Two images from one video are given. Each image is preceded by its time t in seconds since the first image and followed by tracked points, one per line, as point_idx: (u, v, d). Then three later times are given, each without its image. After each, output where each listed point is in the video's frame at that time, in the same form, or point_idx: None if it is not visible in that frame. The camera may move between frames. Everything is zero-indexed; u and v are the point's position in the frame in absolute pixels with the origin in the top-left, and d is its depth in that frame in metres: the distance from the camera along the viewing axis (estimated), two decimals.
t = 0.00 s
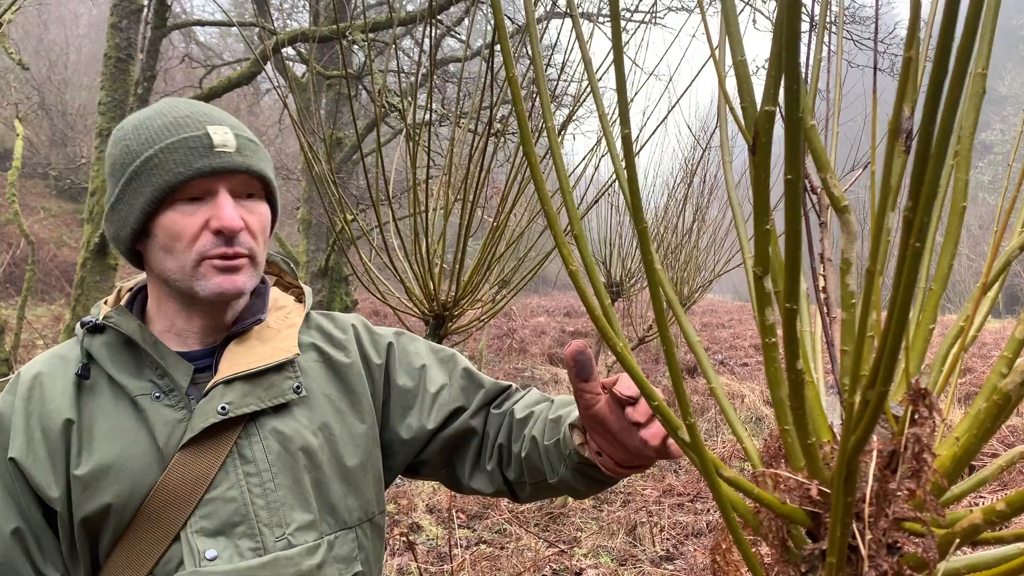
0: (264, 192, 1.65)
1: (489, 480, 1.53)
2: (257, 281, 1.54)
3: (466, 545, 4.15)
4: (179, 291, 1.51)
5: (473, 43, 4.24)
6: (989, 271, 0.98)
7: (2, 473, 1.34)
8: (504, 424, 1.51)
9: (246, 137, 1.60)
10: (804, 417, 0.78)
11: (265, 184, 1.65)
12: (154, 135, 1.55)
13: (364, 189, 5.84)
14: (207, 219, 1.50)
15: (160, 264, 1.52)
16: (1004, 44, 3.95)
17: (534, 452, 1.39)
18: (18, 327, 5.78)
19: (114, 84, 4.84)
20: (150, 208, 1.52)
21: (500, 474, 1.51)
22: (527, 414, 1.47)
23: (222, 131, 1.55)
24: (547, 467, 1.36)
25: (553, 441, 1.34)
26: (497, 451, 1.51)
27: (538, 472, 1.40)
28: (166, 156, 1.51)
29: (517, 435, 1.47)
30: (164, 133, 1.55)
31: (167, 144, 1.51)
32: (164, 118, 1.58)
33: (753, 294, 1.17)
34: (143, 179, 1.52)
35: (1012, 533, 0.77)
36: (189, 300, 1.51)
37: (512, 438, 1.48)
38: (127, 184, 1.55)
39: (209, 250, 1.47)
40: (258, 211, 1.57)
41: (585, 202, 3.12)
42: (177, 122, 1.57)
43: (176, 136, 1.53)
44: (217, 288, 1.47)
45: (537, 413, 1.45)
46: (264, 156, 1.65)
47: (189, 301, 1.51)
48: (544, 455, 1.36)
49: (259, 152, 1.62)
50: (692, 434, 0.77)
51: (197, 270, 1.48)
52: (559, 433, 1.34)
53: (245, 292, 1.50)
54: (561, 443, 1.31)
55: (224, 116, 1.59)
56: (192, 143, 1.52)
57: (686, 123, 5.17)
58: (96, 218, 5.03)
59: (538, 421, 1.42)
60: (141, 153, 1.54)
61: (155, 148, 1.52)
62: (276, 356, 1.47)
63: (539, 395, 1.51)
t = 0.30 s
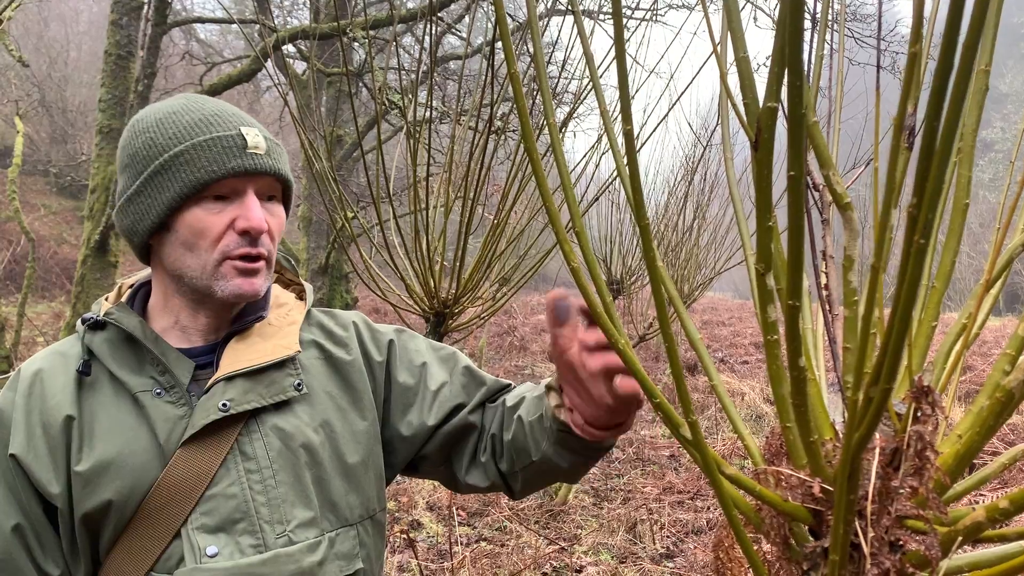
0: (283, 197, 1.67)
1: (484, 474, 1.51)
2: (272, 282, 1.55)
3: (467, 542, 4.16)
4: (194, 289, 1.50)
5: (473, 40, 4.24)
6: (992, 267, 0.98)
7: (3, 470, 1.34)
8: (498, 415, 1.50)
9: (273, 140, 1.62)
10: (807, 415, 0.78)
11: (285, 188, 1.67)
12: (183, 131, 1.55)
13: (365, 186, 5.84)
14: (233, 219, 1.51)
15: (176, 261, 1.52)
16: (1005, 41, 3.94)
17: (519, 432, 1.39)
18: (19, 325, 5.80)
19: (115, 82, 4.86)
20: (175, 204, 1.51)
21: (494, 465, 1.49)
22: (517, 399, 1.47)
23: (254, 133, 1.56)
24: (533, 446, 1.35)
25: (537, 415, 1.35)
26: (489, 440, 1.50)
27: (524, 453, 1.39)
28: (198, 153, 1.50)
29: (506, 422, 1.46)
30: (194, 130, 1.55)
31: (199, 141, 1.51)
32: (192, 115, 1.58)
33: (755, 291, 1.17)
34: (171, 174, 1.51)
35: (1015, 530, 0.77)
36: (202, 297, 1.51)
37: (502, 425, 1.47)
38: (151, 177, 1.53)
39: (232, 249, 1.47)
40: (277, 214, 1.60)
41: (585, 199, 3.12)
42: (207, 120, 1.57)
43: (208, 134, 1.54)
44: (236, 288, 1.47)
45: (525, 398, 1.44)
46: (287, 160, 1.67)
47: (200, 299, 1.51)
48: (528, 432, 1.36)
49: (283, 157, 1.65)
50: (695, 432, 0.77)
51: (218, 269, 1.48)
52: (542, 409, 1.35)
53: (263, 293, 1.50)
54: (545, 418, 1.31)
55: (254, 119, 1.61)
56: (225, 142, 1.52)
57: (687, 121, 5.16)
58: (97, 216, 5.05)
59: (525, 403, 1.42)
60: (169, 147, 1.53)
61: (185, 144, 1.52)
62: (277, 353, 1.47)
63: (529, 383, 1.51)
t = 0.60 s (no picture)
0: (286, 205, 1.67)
1: (475, 484, 1.50)
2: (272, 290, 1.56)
3: (467, 540, 4.17)
4: (194, 293, 1.51)
5: (474, 38, 4.24)
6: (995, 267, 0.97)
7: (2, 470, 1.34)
8: (502, 434, 1.49)
9: (279, 150, 1.62)
10: (809, 415, 0.78)
11: (288, 197, 1.67)
12: (190, 136, 1.53)
13: (366, 184, 5.84)
14: (237, 227, 1.50)
15: (177, 264, 1.52)
16: (1006, 40, 3.94)
17: (532, 462, 1.38)
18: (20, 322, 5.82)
19: (115, 80, 4.88)
20: (178, 209, 1.50)
21: (489, 481, 1.48)
22: (531, 426, 1.44)
23: (261, 143, 1.56)
24: (541, 480, 1.35)
25: (558, 452, 1.33)
26: (491, 459, 1.48)
27: (531, 481, 1.39)
28: (205, 160, 1.49)
29: (515, 446, 1.46)
30: (202, 136, 1.54)
31: (207, 148, 1.50)
32: (199, 120, 1.56)
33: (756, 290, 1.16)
34: (177, 179, 1.50)
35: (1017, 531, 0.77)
36: (201, 301, 1.51)
37: (510, 447, 1.46)
38: (155, 181, 1.52)
39: (234, 257, 1.48)
40: (280, 223, 1.60)
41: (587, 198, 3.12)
42: (215, 126, 1.56)
43: (215, 142, 1.52)
44: (237, 296, 1.47)
45: (541, 425, 1.43)
46: (292, 169, 1.67)
47: (200, 302, 1.52)
48: (544, 466, 1.35)
49: (289, 166, 1.65)
50: (697, 431, 0.77)
51: (219, 275, 1.48)
52: (564, 446, 1.33)
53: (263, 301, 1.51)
54: (563, 455, 1.31)
55: (263, 126, 1.60)
56: (232, 151, 1.51)
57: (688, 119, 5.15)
58: (98, 214, 5.06)
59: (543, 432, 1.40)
60: (175, 152, 1.52)
61: (193, 150, 1.50)
62: (276, 352, 1.47)
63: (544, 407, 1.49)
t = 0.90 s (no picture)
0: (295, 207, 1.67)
1: (448, 510, 1.46)
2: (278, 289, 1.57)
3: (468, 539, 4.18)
4: (199, 290, 1.51)
5: (474, 38, 4.23)
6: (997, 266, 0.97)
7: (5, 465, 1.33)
8: (489, 469, 1.42)
9: (291, 151, 1.62)
10: (811, 413, 0.78)
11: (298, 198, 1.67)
12: (205, 135, 1.53)
13: (366, 183, 5.85)
14: (247, 227, 1.51)
15: (185, 261, 1.52)
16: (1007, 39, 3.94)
17: (529, 533, 1.31)
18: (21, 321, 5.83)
19: (116, 79, 4.91)
20: (190, 206, 1.50)
21: (467, 516, 1.43)
22: (531, 488, 1.35)
23: (274, 144, 1.56)
24: (537, 559, 1.28)
25: (563, 544, 1.23)
26: (474, 499, 1.42)
27: (523, 544, 1.33)
28: (220, 159, 1.49)
29: (508, 498, 1.38)
30: (216, 135, 1.53)
31: (221, 147, 1.50)
32: (213, 118, 1.55)
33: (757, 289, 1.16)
34: (190, 176, 1.49)
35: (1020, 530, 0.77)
36: (206, 299, 1.52)
37: (502, 498, 1.39)
38: (168, 177, 1.51)
39: (242, 256, 1.48)
40: (289, 224, 1.61)
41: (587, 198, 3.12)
42: (229, 126, 1.56)
43: (229, 141, 1.52)
44: (243, 294, 1.48)
45: (542, 489, 1.34)
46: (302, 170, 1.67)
47: (207, 300, 1.52)
48: (541, 544, 1.27)
49: (300, 169, 1.65)
50: (699, 430, 0.77)
51: (226, 274, 1.49)
52: (572, 539, 1.23)
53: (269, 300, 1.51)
54: (568, 550, 1.22)
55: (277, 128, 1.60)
56: (246, 151, 1.51)
57: (688, 119, 5.15)
58: (98, 213, 5.07)
59: (546, 505, 1.30)
60: (189, 150, 1.51)
61: (208, 149, 1.50)
62: (281, 351, 1.47)
63: (549, 466, 1.40)
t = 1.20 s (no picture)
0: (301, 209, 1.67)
1: (458, 507, 1.44)
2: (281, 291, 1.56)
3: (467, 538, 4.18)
4: (202, 290, 1.51)
5: (473, 36, 4.22)
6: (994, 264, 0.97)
7: (5, 460, 1.34)
8: (497, 461, 1.42)
9: (302, 155, 1.62)
10: (809, 412, 0.78)
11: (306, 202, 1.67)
12: (217, 134, 1.53)
13: (365, 182, 5.86)
14: (253, 228, 1.51)
15: (189, 260, 1.52)
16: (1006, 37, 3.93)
17: (528, 515, 1.31)
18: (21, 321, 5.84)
19: (116, 78, 4.90)
20: (197, 205, 1.50)
21: (475, 509, 1.42)
22: (537, 477, 1.34)
23: (286, 147, 1.56)
24: (534, 535, 1.28)
25: (556, 513, 1.24)
26: (481, 489, 1.42)
27: (524, 530, 1.32)
28: (230, 160, 1.49)
29: (512, 483, 1.38)
30: (227, 135, 1.53)
31: (232, 148, 1.50)
32: (225, 118, 1.55)
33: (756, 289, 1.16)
34: (199, 175, 1.49)
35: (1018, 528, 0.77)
36: (209, 299, 1.52)
37: (506, 484, 1.39)
38: (177, 175, 1.51)
39: (247, 258, 1.48)
40: (295, 227, 1.60)
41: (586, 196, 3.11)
42: (241, 126, 1.56)
43: (241, 142, 1.52)
44: (246, 296, 1.48)
45: (545, 472, 1.34)
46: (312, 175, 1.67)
47: (210, 299, 1.52)
48: (539, 522, 1.27)
49: (309, 172, 1.65)
50: (697, 429, 0.77)
51: (229, 275, 1.49)
52: (564, 508, 1.24)
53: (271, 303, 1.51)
54: (561, 520, 1.23)
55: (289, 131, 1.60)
56: (257, 153, 1.51)
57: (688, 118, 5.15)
58: (97, 212, 5.07)
59: (547, 482, 1.31)
60: (200, 149, 1.51)
61: (218, 149, 1.50)
62: (278, 351, 1.47)
63: (551, 453, 1.40)
